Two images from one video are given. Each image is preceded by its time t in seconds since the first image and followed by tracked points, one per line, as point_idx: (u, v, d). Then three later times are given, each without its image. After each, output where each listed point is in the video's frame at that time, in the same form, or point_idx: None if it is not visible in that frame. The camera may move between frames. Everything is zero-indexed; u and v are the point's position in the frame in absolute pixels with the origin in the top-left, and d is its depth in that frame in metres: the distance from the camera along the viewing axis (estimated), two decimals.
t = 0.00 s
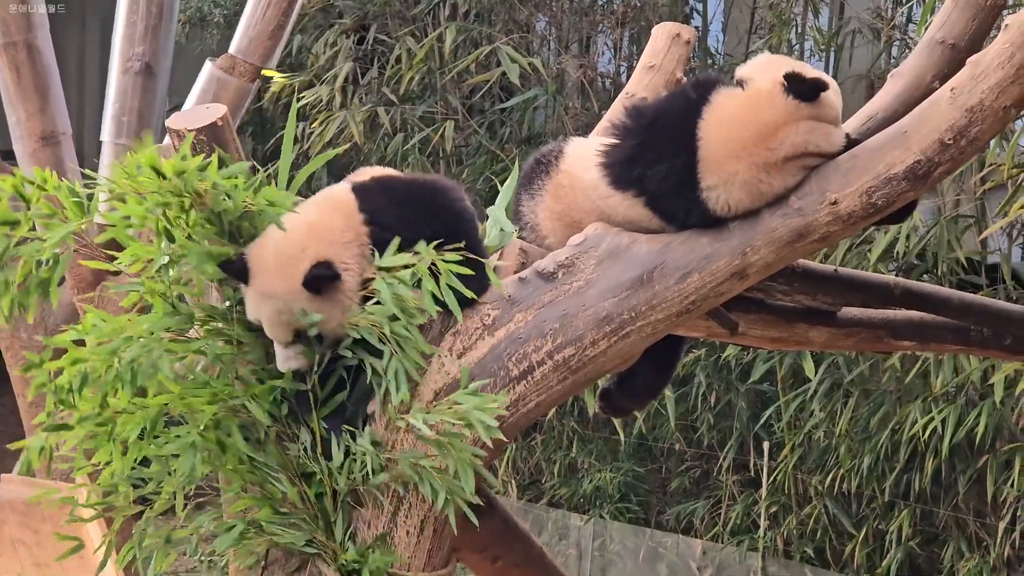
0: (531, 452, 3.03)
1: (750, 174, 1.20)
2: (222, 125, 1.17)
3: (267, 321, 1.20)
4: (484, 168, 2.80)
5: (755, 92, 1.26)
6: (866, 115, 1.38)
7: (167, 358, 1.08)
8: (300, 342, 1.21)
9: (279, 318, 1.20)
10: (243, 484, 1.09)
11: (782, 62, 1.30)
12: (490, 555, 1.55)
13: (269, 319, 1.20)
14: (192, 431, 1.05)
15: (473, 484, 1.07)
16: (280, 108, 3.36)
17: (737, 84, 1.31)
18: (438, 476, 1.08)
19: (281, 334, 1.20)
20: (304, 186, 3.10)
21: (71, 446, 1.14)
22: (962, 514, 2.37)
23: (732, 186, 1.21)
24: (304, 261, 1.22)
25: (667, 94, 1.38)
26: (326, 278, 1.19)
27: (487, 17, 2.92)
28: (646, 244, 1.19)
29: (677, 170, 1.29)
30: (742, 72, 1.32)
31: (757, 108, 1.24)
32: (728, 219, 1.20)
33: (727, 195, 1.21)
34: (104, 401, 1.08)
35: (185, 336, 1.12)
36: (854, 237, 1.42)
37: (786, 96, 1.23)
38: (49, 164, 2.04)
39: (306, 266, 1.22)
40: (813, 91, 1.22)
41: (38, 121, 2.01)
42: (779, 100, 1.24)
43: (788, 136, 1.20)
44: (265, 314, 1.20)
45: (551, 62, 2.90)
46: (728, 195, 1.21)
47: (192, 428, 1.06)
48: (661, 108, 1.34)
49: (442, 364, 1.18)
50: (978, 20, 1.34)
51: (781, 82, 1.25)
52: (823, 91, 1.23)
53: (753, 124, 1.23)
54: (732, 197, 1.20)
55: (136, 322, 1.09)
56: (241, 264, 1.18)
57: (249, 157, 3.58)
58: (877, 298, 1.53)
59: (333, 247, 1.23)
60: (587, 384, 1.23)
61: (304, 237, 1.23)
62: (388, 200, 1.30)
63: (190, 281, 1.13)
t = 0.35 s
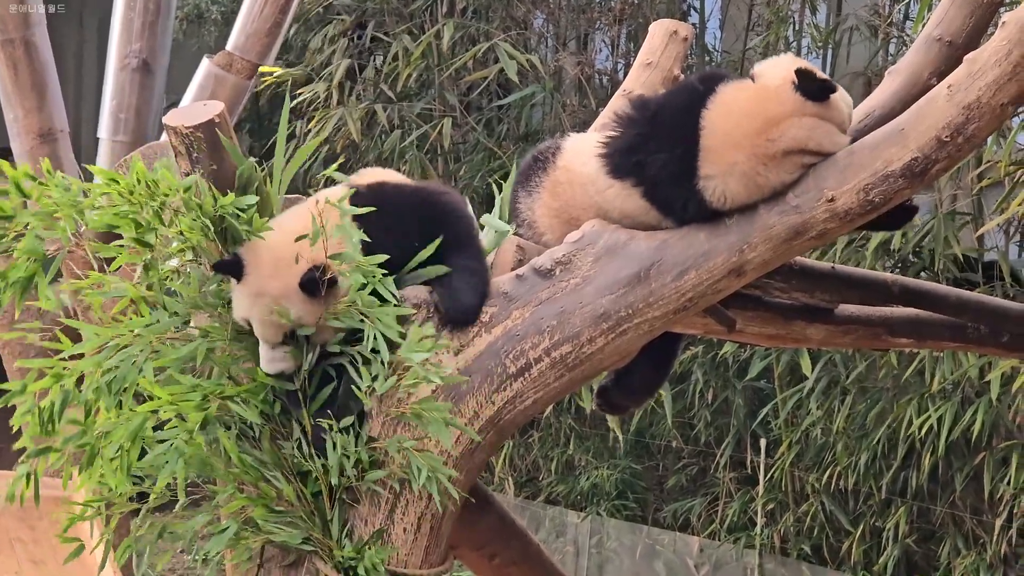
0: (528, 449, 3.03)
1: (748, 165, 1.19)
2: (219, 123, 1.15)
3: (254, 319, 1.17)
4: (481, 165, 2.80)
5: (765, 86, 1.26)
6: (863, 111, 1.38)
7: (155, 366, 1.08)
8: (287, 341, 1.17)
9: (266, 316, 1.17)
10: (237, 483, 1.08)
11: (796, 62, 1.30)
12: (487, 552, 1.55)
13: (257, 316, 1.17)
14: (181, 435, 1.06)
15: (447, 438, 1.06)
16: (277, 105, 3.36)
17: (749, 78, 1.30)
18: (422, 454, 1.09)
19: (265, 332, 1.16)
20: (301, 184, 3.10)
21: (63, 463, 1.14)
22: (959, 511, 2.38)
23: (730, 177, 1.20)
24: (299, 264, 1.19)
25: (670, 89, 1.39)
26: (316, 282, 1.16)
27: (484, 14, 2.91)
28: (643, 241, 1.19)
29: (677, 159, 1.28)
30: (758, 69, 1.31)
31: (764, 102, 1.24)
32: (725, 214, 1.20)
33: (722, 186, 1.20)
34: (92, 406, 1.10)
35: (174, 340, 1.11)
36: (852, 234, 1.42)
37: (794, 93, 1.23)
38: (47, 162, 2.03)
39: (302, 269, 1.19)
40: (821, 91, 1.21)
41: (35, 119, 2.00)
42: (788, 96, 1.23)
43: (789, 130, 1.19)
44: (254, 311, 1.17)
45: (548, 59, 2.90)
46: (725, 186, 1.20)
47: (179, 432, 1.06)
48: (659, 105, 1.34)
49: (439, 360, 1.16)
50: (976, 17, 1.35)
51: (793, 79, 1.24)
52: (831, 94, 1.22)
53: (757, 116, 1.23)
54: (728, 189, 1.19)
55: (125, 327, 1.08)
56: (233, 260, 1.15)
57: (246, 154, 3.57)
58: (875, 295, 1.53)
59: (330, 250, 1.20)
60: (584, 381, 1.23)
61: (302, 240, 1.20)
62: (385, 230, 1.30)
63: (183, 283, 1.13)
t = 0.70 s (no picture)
0: (525, 447, 3.03)
1: (747, 159, 1.20)
2: (217, 120, 1.15)
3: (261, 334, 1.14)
4: (477, 163, 2.79)
5: (763, 81, 1.26)
6: (861, 110, 1.38)
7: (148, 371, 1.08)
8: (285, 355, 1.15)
9: (272, 336, 1.14)
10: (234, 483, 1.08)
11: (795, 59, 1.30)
12: (484, 550, 1.55)
13: (266, 333, 1.14)
14: (175, 440, 1.04)
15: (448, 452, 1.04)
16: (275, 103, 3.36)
17: (749, 74, 1.30)
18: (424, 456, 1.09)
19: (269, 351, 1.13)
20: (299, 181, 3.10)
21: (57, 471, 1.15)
22: (956, 510, 2.38)
23: (727, 171, 1.21)
24: (320, 293, 1.16)
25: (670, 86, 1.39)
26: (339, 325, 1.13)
27: (481, 12, 2.91)
28: (641, 239, 1.20)
29: (677, 150, 1.29)
30: (755, 66, 1.32)
31: (762, 97, 1.24)
32: (723, 212, 1.20)
33: (721, 179, 1.21)
34: (82, 415, 1.10)
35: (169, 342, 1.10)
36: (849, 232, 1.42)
37: (793, 87, 1.23)
38: (45, 160, 2.03)
39: (324, 303, 1.15)
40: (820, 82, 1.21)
41: (33, 116, 2.00)
42: (787, 89, 1.23)
43: (788, 125, 1.20)
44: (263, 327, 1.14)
45: (546, 57, 2.90)
46: (722, 179, 1.21)
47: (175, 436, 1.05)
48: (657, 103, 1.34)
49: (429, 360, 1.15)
50: (974, 15, 1.35)
51: (790, 72, 1.24)
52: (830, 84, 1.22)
53: (757, 111, 1.23)
54: (727, 183, 1.21)
55: (121, 335, 1.10)
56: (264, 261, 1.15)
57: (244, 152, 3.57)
58: (874, 293, 1.53)
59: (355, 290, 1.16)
60: (582, 380, 1.23)
61: (331, 271, 1.16)
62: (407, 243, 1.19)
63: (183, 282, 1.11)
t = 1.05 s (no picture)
0: (523, 445, 3.03)
1: (745, 161, 1.20)
2: (216, 118, 1.16)
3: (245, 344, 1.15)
4: (475, 161, 2.79)
5: (754, 82, 1.26)
6: (859, 108, 1.37)
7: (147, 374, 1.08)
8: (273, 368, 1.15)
9: (258, 346, 1.15)
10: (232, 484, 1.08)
11: (782, 56, 1.30)
12: (482, 548, 1.55)
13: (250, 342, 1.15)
14: (174, 442, 1.05)
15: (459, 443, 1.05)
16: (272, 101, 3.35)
17: (739, 73, 1.31)
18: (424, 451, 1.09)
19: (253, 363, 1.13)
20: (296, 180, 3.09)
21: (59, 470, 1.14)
22: (953, 509, 2.38)
23: (725, 175, 1.21)
24: (302, 302, 1.16)
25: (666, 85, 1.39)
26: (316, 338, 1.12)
27: (479, 10, 2.91)
28: (638, 237, 1.20)
29: (674, 150, 1.29)
30: (743, 65, 1.32)
31: (754, 98, 1.24)
32: (721, 211, 1.20)
33: (719, 182, 1.21)
34: (84, 416, 1.09)
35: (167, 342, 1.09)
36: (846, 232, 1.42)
37: (784, 87, 1.23)
38: (43, 157, 2.03)
39: (302, 313, 1.15)
40: (810, 79, 1.21)
41: (31, 113, 1.99)
42: (778, 89, 1.23)
43: (783, 127, 1.19)
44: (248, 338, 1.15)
45: (544, 55, 2.90)
46: (720, 182, 1.21)
47: (173, 436, 1.05)
48: (654, 101, 1.34)
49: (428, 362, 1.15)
50: (970, 15, 1.35)
51: (780, 71, 1.24)
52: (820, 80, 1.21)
53: (750, 113, 1.23)
54: (725, 185, 1.20)
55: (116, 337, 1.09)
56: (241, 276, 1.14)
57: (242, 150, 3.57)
58: (871, 293, 1.53)
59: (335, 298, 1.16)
60: (579, 378, 1.23)
61: (311, 279, 1.16)
62: (395, 243, 1.22)
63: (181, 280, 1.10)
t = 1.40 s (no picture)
0: (520, 444, 3.03)
1: (741, 162, 1.20)
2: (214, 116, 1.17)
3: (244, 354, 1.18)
4: (473, 160, 2.79)
5: (754, 83, 1.26)
6: (857, 107, 1.37)
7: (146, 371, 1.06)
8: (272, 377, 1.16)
9: (256, 356, 1.18)
10: (230, 484, 1.07)
11: (783, 57, 1.30)
12: (479, 547, 1.55)
13: (249, 352, 1.18)
14: (173, 440, 1.04)
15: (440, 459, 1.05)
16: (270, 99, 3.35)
17: (738, 73, 1.31)
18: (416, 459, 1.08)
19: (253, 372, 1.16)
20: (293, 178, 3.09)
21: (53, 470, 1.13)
22: (951, 508, 2.39)
23: (722, 176, 1.21)
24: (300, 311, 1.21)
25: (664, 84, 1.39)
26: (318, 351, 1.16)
27: (478, 9, 2.92)
28: (636, 236, 1.19)
29: (672, 149, 1.29)
30: (742, 65, 1.32)
31: (753, 98, 1.24)
32: (719, 210, 1.20)
33: (716, 182, 1.21)
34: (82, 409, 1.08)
35: (166, 341, 1.09)
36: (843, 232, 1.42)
37: (783, 89, 1.23)
38: (41, 155, 2.02)
39: (302, 324, 1.22)
40: (809, 81, 1.21)
41: (29, 111, 1.98)
42: (778, 91, 1.23)
43: (780, 129, 1.20)
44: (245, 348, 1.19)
45: (542, 54, 2.89)
46: (718, 182, 1.21)
47: (173, 436, 1.05)
48: (652, 100, 1.34)
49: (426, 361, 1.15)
50: (968, 15, 1.36)
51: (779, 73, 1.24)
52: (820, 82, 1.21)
53: (749, 114, 1.23)
54: (722, 186, 1.20)
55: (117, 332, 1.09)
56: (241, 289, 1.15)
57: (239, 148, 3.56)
58: (869, 292, 1.53)
59: (334, 306, 1.22)
60: (576, 377, 1.23)
61: (310, 288, 1.22)
62: (390, 243, 1.27)
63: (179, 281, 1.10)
